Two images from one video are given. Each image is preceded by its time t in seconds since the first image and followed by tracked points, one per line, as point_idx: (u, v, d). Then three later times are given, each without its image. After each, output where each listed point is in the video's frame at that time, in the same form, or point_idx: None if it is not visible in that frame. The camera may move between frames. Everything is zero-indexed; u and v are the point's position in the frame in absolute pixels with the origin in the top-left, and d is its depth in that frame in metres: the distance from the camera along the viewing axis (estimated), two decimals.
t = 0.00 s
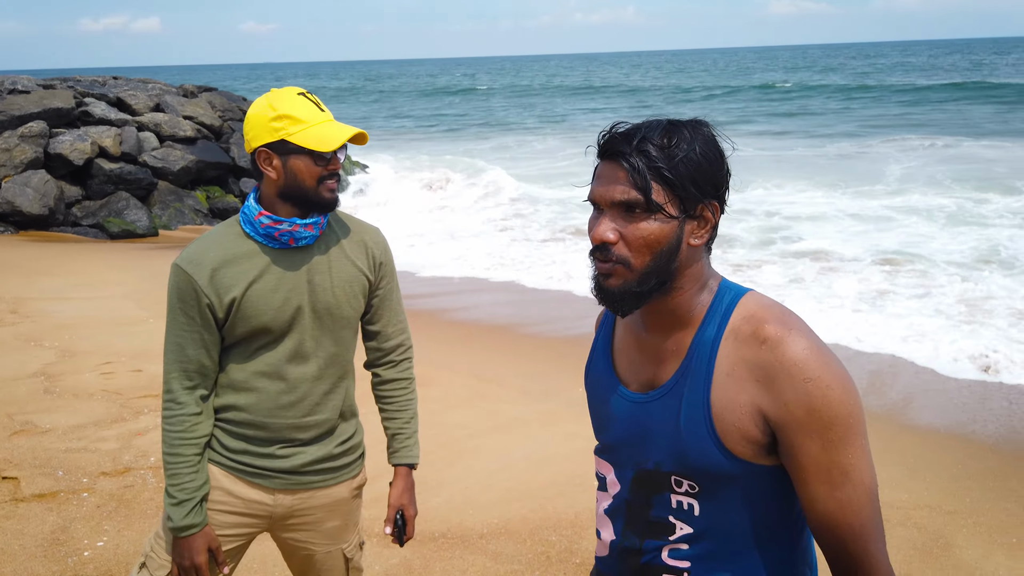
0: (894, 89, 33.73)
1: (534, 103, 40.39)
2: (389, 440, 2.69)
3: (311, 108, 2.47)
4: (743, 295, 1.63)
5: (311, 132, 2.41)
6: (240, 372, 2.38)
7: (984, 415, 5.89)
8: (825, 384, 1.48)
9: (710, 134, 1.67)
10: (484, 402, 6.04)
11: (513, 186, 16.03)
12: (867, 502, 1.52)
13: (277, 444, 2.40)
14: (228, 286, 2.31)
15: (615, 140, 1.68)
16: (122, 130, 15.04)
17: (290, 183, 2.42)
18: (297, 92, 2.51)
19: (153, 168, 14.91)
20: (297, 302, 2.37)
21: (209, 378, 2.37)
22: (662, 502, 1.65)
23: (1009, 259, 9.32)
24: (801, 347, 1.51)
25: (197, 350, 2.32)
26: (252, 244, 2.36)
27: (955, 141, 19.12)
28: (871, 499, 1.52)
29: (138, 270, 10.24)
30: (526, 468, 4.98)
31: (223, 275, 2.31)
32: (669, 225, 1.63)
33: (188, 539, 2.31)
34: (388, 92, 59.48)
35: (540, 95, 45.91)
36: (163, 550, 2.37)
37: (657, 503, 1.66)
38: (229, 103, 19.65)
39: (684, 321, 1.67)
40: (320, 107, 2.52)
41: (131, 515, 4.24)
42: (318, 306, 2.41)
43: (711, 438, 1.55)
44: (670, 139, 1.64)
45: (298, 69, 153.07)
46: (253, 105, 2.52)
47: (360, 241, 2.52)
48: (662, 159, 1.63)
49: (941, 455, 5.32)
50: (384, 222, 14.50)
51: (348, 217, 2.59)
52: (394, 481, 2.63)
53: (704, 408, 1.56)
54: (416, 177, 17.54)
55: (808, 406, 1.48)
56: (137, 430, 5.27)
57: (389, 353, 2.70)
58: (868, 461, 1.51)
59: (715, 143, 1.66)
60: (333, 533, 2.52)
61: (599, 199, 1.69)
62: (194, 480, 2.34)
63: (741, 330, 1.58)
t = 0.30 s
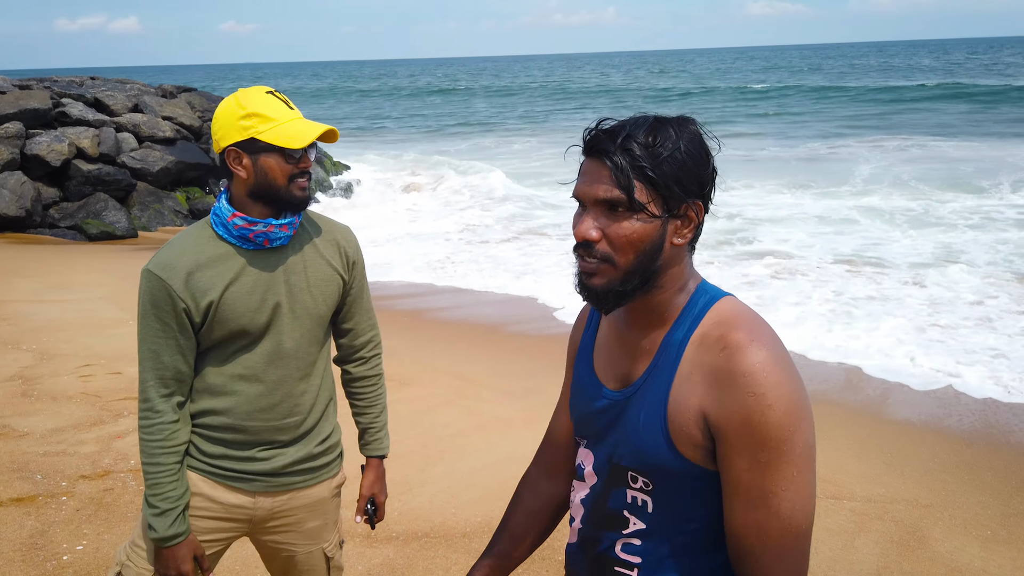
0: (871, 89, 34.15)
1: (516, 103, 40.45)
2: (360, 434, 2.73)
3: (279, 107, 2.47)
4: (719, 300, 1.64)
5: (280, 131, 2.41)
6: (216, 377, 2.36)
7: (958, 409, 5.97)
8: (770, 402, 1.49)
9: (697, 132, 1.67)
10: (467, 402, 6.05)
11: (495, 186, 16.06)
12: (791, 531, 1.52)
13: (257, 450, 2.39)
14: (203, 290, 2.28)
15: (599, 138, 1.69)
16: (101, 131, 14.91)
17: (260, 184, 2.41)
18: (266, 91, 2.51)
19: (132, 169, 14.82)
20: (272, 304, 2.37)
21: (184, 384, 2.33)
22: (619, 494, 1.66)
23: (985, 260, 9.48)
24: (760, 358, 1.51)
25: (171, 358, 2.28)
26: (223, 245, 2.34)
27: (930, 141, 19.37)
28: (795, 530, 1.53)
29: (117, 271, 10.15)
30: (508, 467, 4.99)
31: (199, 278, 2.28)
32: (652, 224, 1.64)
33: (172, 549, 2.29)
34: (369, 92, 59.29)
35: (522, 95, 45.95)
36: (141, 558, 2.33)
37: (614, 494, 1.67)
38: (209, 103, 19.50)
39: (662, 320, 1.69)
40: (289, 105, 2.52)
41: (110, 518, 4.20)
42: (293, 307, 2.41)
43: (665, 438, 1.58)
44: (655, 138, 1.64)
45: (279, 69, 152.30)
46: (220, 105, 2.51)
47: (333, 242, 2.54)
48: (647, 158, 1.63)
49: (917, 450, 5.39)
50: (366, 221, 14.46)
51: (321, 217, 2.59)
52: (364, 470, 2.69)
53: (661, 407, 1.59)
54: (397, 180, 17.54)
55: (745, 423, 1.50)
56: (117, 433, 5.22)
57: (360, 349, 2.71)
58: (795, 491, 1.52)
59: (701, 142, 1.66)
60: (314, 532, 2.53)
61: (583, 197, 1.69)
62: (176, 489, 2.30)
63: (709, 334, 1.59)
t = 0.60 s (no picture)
0: (849, 89, 34.48)
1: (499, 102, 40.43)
2: (343, 428, 2.73)
3: (249, 106, 2.46)
4: (695, 303, 1.63)
5: (250, 129, 2.40)
6: (195, 380, 2.34)
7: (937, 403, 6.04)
8: (732, 408, 1.47)
9: (689, 133, 1.67)
10: (451, 401, 6.05)
11: (478, 186, 16.07)
12: (740, 543, 1.48)
13: (237, 453, 2.38)
14: (180, 293, 2.26)
15: (592, 132, 1.68)
16: (80, 131, 14.80)
17: (233, 183, 2.40)
18: (236, 90, 2.50)
19: (112, 170, 14.75)
20: (249, 305, 2.35)
21: (163, 389, 2.30)
22: (589, 498, 1.67)
23: (961, 259, 9.61)
24: (728, 362, 1.50)
25: (148, 363, 2.25)
26: (200, 247, 2.32)
27: (904, 140, 19.63)
28: (748, 545, 1.49)
29: (98, 273, 10.05)
30: (493, 465, 4.99)
31: (175, 281, 2.26)
32: (639, 224, 1.65)
33: (157, 556, 2.27)
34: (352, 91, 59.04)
35: (505, 94, 45.95)
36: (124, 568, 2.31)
37: (585, 498, 1.68)
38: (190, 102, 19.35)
39: (641, 319, 1.69)
40: (259, 104, 2.51)
41: (91, 521, 4.17)
42: (269, 308, 2.40)
43: (633, 439, 1.58)
44: (648, 136, 1.64)
45: (260, 68, 151.24)
46: (191, 104, 2.49)
47: (309, 242, 2.54)
48: (639, 155, 1.64)
49: (896, 444, 5.45)
50: (349, 220, 14.42)
51: (298, 217, 2.58)
52: (352, 463, 2.71)
53: (633, 409, 1.59)
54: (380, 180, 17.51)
55: (704, 426, 1.48)
56: (98, 435, 5.17)
57: (338, 347, 2.70)
58: (750, 503, 1.48)
59: (692, 144, 1.66)
60: (298, 533, 2.53)
61: (571, 192, 1.70)
62: (158, 496, 2.28)
63: (682, 335, 1.58)
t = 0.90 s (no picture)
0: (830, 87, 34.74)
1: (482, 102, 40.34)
2: (325, 433, 2.70)
3: (217, 103, 2.43)
4: (670, 302, 1.63)
5: (216, 127, 2.37)
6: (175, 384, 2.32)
7: (919, 398, 6.09)
8: (713, 405, 1.47)
9: (660, 133, 1.67)
10: (437, 401, 6.03)
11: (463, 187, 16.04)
12: (730, 539, 1.48)
13: (220, 457, 2.36)
14: (159, 295, 2.23)
15: (566, 134, 1.68)
16: (60, 131, 14.65)
17: (202, 182, 2.38)
18: (209, 87, 2.48)
19: (93, 169, 14.56)
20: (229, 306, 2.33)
21: (143, 394, 2.28)
22: (576, 499, 1.67)
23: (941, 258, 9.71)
24: (708, 359, 1.50)
25: (126, 367, 2.22)
26: (178, 248, 2.30)
27: (884, 138, 19.80)
28: (737, 539, 1.48)
29: (78, 274, 9.94)
30: (479, 465, 4.99)
31: (154, 283, 2.23)
32: (615, 224, 1.64)
33: (143, 563, 2.24)
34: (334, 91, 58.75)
35: (489, 93, 45.86)
36: None
37: (572, 500, 1.68)
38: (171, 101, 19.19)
39: (618, 319, 1.68)
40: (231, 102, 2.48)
41: (73, 525, 4.12)
42: (248, 308, 2.37)
43: (617, 439, 1.58)
44: (622, 137, 1.64)
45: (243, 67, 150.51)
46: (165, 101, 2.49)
47: (287, 240, 2.51)
48: (613, 156, 1.63)
49: (879, 439, 5.49)
50: (333, 220, 14.35)
51: (276, 218, 2.56)
52: (334, 469, 2.66)
53: (616, 408, 1.59)
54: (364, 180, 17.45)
55: (686, 424, 1.48)
56: (80, 438, 5.12)
57: (320, 348, 2.68)
58: (738, 498, 1.48)
59: (664, 144, 1.66)
60: (283, 536, 2.51)
61: (547, 194, 1.69)
62: (141, 502, 2.25)
63: (660, 335, 1.58)
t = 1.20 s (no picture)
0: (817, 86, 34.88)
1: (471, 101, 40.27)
2: (309, 442, 2.68)
3: (197, 102, 2.40)
4: (662, 298, 1.63)
5: (194, 126, 2.34)
6: (159, 384, 2.30)
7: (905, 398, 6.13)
8: (710, 397, 1.47)
9: (638, 126, 1.68)
10: (427, 401, 6.01)
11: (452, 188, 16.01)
12: (728, 529, 1.48)
13: (203, 458, 2.34)
14: (139, 294, 2.22)
15: (547, 137, 1.67)
16: (45, 130, 14.59)
17: (183, 183, 2.35)
18: (191, 87, 2.45)
19: (79, 170, 14.35)
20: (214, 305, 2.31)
21: (121, 393, 2.26)
22: (565, 497, 1.66)
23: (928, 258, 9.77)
24: (702, 353, 1.50)
25: (104, 366, 2.20)
26: (161, 248, 2.28)
27: (871, 137, 19.88)
28: (736, 528, 1.49)
29: (64, 274, 9.85)
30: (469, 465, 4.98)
31: (134, 282, 2.22)
32: (605, 222, 1.64)
33: (121, 562, 2.22)
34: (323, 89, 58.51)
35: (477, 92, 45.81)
36: None
37: (560, 497, 1.67)
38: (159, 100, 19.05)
39: (611, 317, 1.68)
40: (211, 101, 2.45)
41: (59, 529, 4.08)
42: (235, 307, 2.35)
43: (608, 435, 1.57)
44: (602, 135, 1.64)
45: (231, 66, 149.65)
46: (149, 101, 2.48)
47: (275, 241, 2.49)
48: (596, 155, 1.63)
49: (867, 437, 5.51)
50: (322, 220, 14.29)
51: (262, 218, 2.54)
52: (313, 481, 2.62)
53: (607, 405, 1.58)
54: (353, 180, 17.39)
55: (681, 418, 1.48)
56: (66, 441, 5.07)
57: (306, 354, 2.66)
58: (736, 489, 1.48)
59: (644, 138, 1.66)
60: (267, 542, 2.48)
61: (533, 197, 1.68)
62: (119, 500, 2.23)
63: (653, 330, 1.58)
